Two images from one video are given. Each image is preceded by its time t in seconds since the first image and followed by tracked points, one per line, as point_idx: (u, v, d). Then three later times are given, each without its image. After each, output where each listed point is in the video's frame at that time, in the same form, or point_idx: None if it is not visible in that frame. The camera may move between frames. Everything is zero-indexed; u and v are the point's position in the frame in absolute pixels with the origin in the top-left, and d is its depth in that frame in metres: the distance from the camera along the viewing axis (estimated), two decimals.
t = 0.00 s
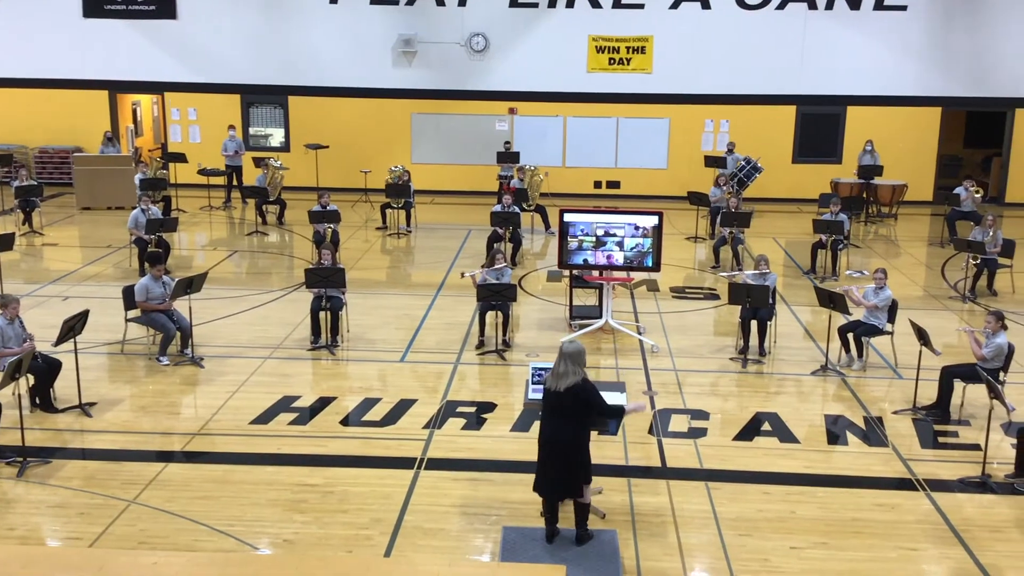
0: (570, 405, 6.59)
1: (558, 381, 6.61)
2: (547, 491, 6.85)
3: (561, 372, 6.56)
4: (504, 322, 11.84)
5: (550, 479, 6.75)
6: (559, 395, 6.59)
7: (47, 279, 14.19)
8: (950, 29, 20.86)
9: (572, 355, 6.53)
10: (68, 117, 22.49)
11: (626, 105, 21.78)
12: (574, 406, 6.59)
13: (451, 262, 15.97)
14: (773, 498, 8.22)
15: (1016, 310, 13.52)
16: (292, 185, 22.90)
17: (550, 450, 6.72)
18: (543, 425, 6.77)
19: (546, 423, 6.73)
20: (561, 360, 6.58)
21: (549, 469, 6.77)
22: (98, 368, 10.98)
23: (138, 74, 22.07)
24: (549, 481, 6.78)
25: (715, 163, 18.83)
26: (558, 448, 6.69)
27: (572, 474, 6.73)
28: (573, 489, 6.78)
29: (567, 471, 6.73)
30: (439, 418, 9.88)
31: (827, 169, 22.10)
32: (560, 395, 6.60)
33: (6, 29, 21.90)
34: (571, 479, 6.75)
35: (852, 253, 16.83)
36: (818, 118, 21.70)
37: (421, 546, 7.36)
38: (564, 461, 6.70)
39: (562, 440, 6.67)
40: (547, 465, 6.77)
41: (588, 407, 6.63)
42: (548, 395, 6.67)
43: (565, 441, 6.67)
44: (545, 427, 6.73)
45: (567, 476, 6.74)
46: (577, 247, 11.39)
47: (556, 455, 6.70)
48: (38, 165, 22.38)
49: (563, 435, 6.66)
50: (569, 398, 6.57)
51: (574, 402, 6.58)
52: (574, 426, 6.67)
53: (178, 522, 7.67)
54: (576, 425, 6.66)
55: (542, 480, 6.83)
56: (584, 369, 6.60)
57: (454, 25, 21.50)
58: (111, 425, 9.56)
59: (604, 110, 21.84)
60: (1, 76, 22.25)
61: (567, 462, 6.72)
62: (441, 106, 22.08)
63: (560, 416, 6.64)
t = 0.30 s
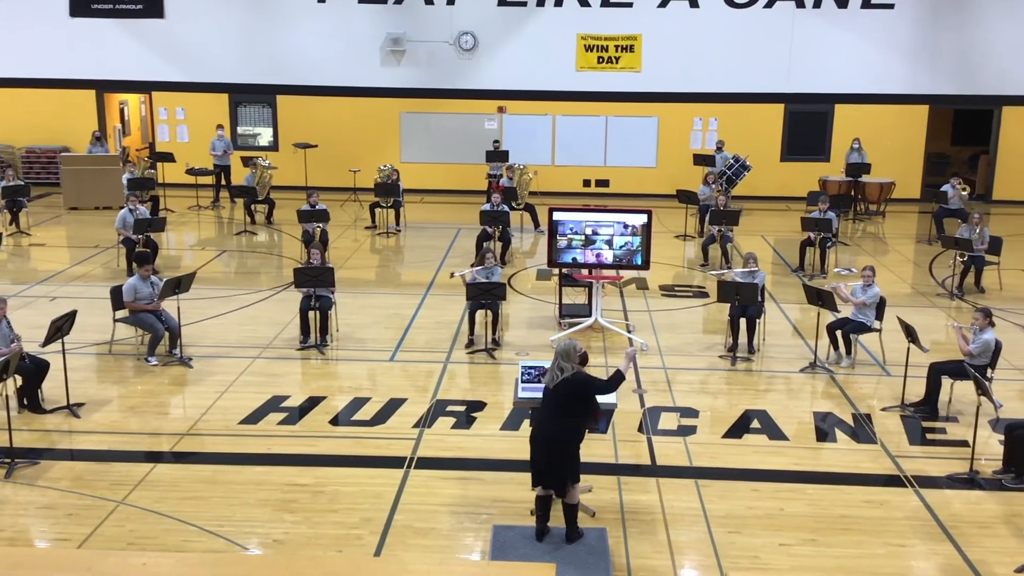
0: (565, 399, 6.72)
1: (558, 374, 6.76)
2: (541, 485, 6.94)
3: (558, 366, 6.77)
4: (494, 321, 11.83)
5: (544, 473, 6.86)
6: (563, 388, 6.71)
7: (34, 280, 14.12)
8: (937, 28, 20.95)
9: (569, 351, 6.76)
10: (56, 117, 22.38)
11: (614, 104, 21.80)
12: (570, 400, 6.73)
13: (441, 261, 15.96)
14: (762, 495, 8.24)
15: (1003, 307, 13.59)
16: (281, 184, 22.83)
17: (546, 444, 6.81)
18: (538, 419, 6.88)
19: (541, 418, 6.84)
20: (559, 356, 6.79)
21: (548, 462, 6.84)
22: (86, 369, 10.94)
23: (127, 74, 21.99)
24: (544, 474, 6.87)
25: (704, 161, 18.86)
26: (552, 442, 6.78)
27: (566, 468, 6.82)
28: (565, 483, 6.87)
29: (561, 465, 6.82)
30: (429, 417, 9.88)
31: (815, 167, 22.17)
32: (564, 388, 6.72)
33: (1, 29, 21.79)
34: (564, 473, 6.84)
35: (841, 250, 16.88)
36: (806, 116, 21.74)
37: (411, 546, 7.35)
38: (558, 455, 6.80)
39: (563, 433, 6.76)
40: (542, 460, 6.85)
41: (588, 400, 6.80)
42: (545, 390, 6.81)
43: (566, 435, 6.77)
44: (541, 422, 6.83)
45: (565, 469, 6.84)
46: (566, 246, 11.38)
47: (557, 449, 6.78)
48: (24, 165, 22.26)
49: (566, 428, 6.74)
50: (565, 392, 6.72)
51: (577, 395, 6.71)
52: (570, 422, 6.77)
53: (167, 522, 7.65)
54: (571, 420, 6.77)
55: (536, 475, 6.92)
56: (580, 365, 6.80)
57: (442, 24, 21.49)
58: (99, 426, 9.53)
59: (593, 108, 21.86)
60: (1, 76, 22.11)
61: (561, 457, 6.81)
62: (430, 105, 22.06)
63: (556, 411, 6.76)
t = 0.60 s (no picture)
0: (565, 402, 6.75)
1: (562, 376, 6.80)
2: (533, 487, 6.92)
3: (561, 369, 6.82)
4: (484, 321, 11.83)
5: (538, 474, 6.85)
6: (568, 389, 6.74)
7: (23, 281, 14.06)
8: (925, 27, 21.03)
9: (575, 356, 6.83)
10: (45, 118, 22.29)
11: (604, 103, 21.82)
12: (570, 403, 6.76)
13: (431, 261, 15.95)
14: (752, 493, 8.26)
15: (991, 305, 13.65)
16: (270, 185, 22.77)
17: (543, 445, 6.79)
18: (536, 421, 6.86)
19: (539, 419, 6.82)
20: (564, 361, 6.85)
21: (542, 462, 6.82)
22: (75, 370, 10.90)
23: (116, 73, 21.91)
24: (538, 475, 6.85)
25: (694, 160, 18.89)
26: (549, 444, 6.77)
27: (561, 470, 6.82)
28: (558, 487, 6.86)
29: (556, 467, 6.81)
30: (419, 417, 9.87)
31: (804, 166, 22.22)
32: (567, 389, 6.75)
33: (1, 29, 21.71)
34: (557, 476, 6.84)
35: (830, 249, 16.94)
36: (796, 116, 21.78)
37: (402, 546, 7.34)
38: (553, 458, 6.79)
39: (561, 435, 6.76)
40: (536, 461, 6.83)
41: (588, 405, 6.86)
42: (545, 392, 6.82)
43: (562, 437, 6.78)
44: (538, 423, 6.82)
45: (559, 470, 6.83)
46: (556, 245, 11.39)
47: (554, 450, 6.77)
48: (13, 165, 22.15)
49: (564, 430, 6.76)
50: (567, 395, 6.75)
51: (581, 398, 6.76)
52: (568, 425, 6.79)
53: (157, 524, 7.62)
54: (570, 423, 6.79)
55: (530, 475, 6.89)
56: (582, 371, 6.86)
57: (432, 24, 21.48)
58: (88, 427, 9.49)
59: (583, 108, 21.87)
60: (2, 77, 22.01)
61: (557, 459, 6.81)
62: (420, 105, 22.03)
63: (556, 414, 6.77)
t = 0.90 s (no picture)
0: (557, 402, 6.75)
1: (556, 377, 6.80)
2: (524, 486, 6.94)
3: (554, 369, 6.82)
4: (473, 323, 11.82)
5: (529, 474, 6.86)
6: (562, 391, 6.74)
7: (9, 284, 13.99)
8: (913, 28, 21.11)
9: (569, 357, 6.83)
10: (34, 120, 22.21)
11: (592, 105, 21.85)
12: (562, 404, 6.75)
13: (420, 262, 15.94)
14: (741, 494, 8.28)
15: (979, 305, 13.72)
16: (259, 186, 22.73)
17: (534, 446, 6.79)
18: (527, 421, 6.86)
19: (530, 420, 6.82)
20: (557, 361, 6.84)
21: (532, 463, 6.83)
22: (62, 374, 10.85)
23: (104, 75, 21.82)
24: (529, 475, 6.87)
25: (682, 161, 18.92)
26: (540, 444, 6.77)
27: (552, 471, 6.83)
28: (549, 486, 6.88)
29: (547, 467, 6.83)
30: (408, 419, 9.87)
31: (793, 167, 22.30)
32: (561, 391, 6.74)
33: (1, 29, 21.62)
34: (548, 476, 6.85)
35: (819, 249, 17.00)
36: (784, 116, 21.85)
37: (392, 548, 7.33)
38: (544, 458, 6.80)
39: (552, 435, 6.77)
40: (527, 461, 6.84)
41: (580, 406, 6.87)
42: (537, 392, 6.82)
43: (554, 437, 6.79)
44: (529, 423, 6.82)
45: (548, 471, 6.86)
46: (545, 247, 11.39)
47: (545, 451, 6.78)
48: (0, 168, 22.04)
49: (555, 430, 6.77)
50: (559, 395, 6.75)
51: (574, 399, 6.76)
52: (560, 425, 6.79)
53: (146, 527, 7.59)
54: (562, 423, 6.79)
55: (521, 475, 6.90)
56: (575, 372, 6.86)
57: (421, 25, 21.46)
58: (76, 430, 9.45)
59: (572, 109, 21.90)
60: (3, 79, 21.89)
61: (548, 460, 6.82)
62: (408, 107, 22.02)
63: (548, 414, 6.76)
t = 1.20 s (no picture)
0: (546, 400, 6.75)
1: (544, 375, 6.79)
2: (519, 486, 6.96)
3: (541, 367, 6.81)
4: (462, 324, 11.82)
5: (522, 473, 6.88)
6: (552, 389, 6.73)
7: None
8: (899, 29, 21.21)
9: (555, 353, 6.80)
10: (20, 121, 22.12)
11: (581, 106, 21.88)
12: (552, 401, 6.75)
13: (409, 263, 15.93)
14: (730, 494, 8.30)
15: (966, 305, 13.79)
16: (246, 188, 22.70)
17: (525, 446, 6.81)
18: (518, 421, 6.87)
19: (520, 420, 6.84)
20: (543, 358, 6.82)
21: (525, 463, 6.85)
22: (49, 376, 10.80)
23: (91, 76, 21.72)
24: (523, 475, 6.88)
25: (670, 162, 18.96)
26: (531, 444, 6.79)
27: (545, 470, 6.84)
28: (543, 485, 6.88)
29: (540, 466, 6.84)
30: (398, 420, 9.85)
31: (780, 168, 22.39)
32: (550, 389, 6.74)
33: None
34: (542, 475, 6.86)
35: (806, 250, 17.08)
36: (770, 117, 21.98)
37: (381, 549, 7.32)
38: (536, 457, 6.81)
39: (543, 434, 6.78)
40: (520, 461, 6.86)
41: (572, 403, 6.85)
42: (525, 391, 6.83)
43: (545, 436, 6.79)
44: (520, 423, 6.83)
45: (543, 470, 6.85)
46: (534, 247, 11.38)
47: (537, 450, 6.79)
48: None
49: (546, 429, 6.77)
50: (548, 393, 6.75)
51: (563, 396, 6.77)
52: (550, 423, 6.79)
53: (134, 530, 7.57)
54: (552, 421, 6.79)
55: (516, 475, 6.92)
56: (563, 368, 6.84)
57: (409, 26, 21.45)
58: (63, 433, 9.40)
59: (560, 110, 21.93)
60: None
61: (540, 459, 6.83)
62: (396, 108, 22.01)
63: (538, 413, 6.77)
